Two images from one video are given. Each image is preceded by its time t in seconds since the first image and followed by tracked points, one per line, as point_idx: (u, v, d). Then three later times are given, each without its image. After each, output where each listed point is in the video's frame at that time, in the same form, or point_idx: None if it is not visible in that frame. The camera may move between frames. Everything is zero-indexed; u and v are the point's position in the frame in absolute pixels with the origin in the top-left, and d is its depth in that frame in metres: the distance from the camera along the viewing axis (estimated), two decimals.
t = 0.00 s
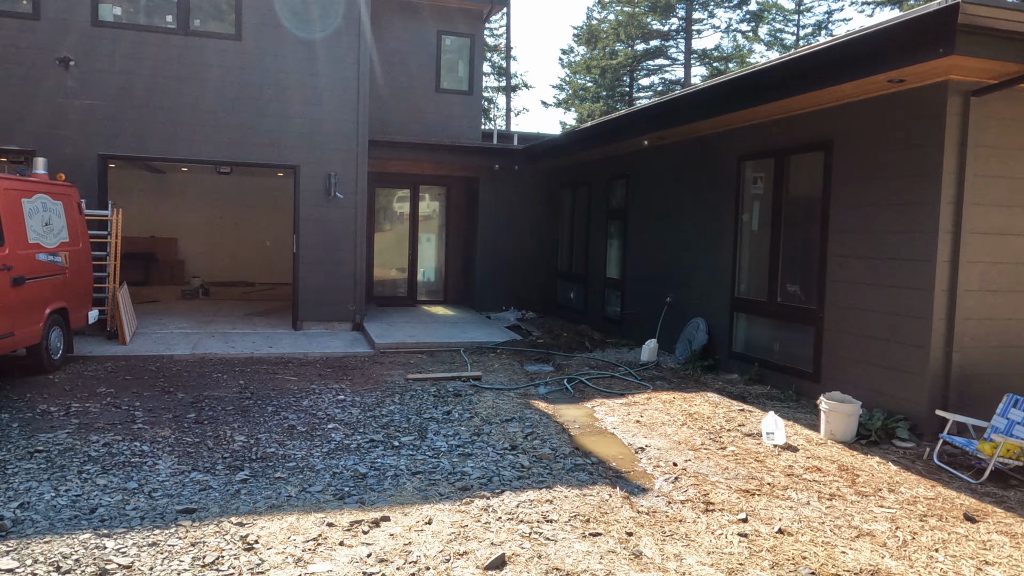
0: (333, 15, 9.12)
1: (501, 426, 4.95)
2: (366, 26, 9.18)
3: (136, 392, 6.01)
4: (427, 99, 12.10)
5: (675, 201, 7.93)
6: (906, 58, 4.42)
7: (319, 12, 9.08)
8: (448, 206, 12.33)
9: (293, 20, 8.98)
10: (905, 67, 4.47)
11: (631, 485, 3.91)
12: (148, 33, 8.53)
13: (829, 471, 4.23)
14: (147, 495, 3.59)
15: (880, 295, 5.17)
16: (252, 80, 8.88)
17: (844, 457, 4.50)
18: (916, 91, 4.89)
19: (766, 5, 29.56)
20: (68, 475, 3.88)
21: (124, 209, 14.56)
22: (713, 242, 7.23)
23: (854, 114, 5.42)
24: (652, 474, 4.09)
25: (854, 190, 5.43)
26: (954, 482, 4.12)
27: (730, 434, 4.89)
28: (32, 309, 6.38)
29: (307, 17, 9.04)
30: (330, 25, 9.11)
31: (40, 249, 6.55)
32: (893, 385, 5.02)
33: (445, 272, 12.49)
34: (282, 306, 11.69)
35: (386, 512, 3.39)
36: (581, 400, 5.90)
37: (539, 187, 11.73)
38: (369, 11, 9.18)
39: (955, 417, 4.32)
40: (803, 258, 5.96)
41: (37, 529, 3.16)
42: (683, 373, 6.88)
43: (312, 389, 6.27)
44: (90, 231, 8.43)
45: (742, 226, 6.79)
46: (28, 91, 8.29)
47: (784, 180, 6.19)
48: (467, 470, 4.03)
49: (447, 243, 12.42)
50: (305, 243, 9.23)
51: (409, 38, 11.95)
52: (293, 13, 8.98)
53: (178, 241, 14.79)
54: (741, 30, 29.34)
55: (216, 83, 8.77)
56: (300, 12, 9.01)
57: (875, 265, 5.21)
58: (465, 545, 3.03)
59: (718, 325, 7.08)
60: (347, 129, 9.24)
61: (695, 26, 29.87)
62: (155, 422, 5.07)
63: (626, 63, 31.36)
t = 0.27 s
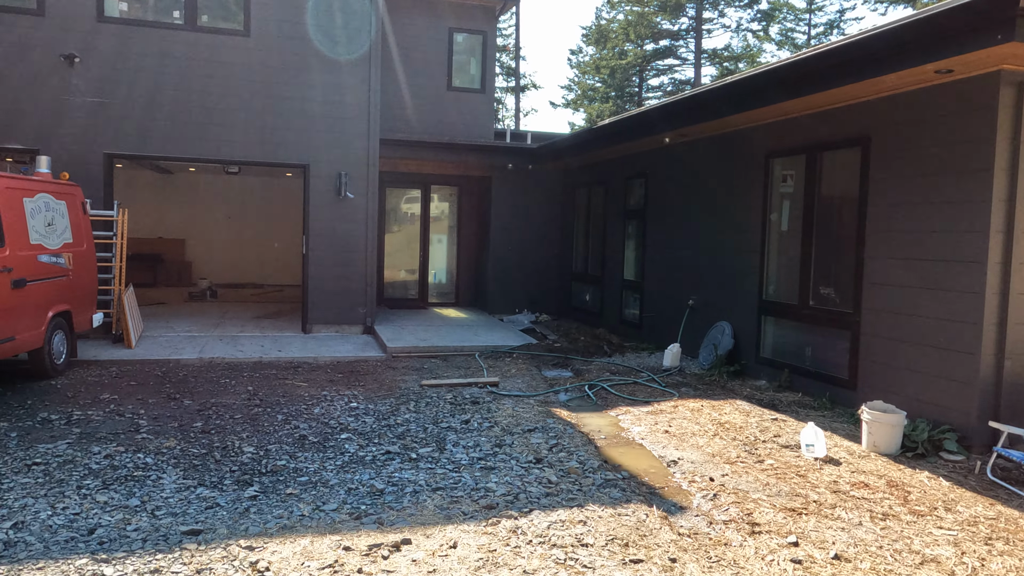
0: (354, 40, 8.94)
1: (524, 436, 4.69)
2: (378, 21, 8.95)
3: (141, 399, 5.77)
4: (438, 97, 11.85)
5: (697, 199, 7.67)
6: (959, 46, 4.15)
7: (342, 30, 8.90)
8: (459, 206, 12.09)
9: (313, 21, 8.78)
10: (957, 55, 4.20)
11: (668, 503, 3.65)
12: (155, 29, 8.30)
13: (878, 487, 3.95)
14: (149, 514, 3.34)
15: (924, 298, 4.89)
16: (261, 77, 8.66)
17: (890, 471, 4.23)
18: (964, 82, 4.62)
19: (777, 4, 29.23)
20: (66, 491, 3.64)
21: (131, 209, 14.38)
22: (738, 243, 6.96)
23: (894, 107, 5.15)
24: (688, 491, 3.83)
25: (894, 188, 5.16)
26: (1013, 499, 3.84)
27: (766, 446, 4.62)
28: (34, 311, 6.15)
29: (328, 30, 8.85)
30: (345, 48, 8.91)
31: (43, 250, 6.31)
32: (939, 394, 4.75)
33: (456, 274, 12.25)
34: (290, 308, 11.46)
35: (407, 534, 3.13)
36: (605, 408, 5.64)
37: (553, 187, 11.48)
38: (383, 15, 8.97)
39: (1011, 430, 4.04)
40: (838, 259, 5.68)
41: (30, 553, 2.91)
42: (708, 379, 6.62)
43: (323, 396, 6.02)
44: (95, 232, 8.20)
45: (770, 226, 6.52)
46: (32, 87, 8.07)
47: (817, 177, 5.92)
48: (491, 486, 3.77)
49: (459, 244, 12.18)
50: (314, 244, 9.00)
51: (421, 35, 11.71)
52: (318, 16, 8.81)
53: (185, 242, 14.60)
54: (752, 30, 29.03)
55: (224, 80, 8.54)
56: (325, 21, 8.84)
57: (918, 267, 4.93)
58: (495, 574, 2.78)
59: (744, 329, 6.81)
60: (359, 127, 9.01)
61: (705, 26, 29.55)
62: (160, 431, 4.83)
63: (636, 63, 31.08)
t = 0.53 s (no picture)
0: (351, 37, 8.66)
1: (550, 449, 4.40)
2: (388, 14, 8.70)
3: (144, 406, 5.52)
4: (450, 93, 11.58)
5: (723, 198, 7.37)
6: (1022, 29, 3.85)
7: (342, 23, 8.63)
8: (471, 205, 11.81)
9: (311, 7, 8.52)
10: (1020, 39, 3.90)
11: (712, 525, 3.36)
12: (160, 22, 8.05)
13: (937, 507, 3.65)
14: (149, 538, 3.07)
15: (977, 302, 4.59)
16: (269, 72, 8.40)
17: (947, 489, 3.92)
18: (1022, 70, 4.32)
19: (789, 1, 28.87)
20: (61, 510, 3.37)
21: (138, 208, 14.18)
22: (768, 243, 6.65)
23: (942, 99, 4.85)
24: (732, 511, 3.54)
25: (942, 184, 4.85)
26: None
27: (809, 461, 4.32)
28: (33, 314, 5.89)
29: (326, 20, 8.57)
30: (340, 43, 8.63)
31: (43, 250, 6.05)
32: (994, 404, 4.44)
33: (468, 274, 11.97)
34: (299, 310, 11.20)
35: (431, 564, 2.85)
36: (632, 417, 5.35)
37: (568, 185, 11.20)
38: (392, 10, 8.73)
39: None
40: (879, 260, 5.38)
41: None
42: (737, 386, 6.31)
43: (335, 403, 5.75)
44: (99, 231, 7.96)
45: (803, 225, 6.22)
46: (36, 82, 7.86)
47: (855, 174, 5.62)
48: (519, 506, 3.48)
49: (471, 244, 11.90)
50: (324, 244, 8.74)
51: (432, 30, 11.44)
52: (317, 3, 8.54)
53: (193, 242, 14.37)
54: (764, 28, 28.68)
55: (233, 74, 8.29)
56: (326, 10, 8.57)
57: (970, 268, 4.62)
58: None
59: (774, 333, 6.50)
60: (370, 123, 8.76)
61: (716, 24, 29.19)
62: (164, 442, 4.56)
63: (646, 62, 30.74)
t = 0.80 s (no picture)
0: (361, 39, 8.42)
1: (578, 466, 4.14)
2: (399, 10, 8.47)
3: (148, 417, 5.27)
4: (461, 92, 11.32)
5: (748, 198, 7.09)
6: None
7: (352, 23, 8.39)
8: (483, 207, 11.56)
9: (322, 4, 8.28)
10: None
11: (761, 555, 3.09)
12: (166, 18, 7.81)
13: (1001, 533, 3.38)
14: (151, 571, 2.82)
15: None
16: (278, 70, 8.15)
17: (1008, 512, 3.64)
18: None
19: None
20: (57, 537, 3.12)
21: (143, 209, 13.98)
22: (796, 246, 6.39)
23: (991, 95, 4.57)
24: (780, 538, 3.27)
25: (991, 185, 4.58)
26: None
27: (854, 480, 4.05)
28: (33, 321, 5.65)
29: (336, 20, 8.34)
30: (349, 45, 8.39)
31: (43, 254, 5.80)
32: None
33: (480, 277, 11.73)
34: (307, 313, 10.96)
35: None
36: (659, 430, 5.09)
37: (582, 186, 10.93)
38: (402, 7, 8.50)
39: None
40: (921, 265, 5.11)
41: None
42: (767, 396, 6.04)
43: (347, 414, 5.49)
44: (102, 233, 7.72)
45: (835, 228, 5.94)
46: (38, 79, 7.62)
47: (893, 174, 5.35)
48: (551, 532, 3.22)
49: (482, 246, 11.65)
50: (334, 246, 8.51)
51: (443, 27, 11.18)
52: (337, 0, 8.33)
53: (199, 243, 14.16)
54: (774, 27, 28.36)
55: (240, 72, 8.04)
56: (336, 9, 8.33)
57: None
58: None
59: (805, 340, 6.23)
60: (381, 122, 8.52)
61: (726, 23, 28.87)
62: (168, 458, 4.31)
63: (654, 61, 30.43)
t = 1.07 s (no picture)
0: (372, 40, 8.19)
1: (609, 478, 3.87)
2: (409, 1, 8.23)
3: (153, 423, 5.03)
4: (473, 87, 11.07)
5: (776, 195, 6.81)
6: None
7: (364, 22, 8.15)
8: (495, 204, 11.30)
9: None
10: None
11: None
12: (172, 10, 7.57)
13: None
14: None
15: None
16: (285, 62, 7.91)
17: None
18: None
19: None
20: (50, 558, 2.87)
21: (150, 206, 13.79)
22: (828, 244, 6.11)
23: None
24: (837, 561, 3.00)
25: None
26: None
27: (906, 494, 3.77)
28: (32, 321, 5.40)
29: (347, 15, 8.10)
30: (355, 44, 8.14)
31: (43, 252, 5.57)
32: None
33: (492, 277, 11.47)
34: (316, 313, 10.72)
35: None
36: (690, 438, 4.82)
37: (597, 184, 10.67)
38: None
39: None
40: (968, 264, 4.83)
41: None
42: (799, 401, 5.76)
43: (360, 420, 5.24)
44: (107, 231, 7.49)
45: (872, 225, 5.67)
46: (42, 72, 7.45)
47: (937, 167, 5.06)
48: (587, 554, 2.96)
49: (495, 245, 11.39)
50: (344, 245, 8.28)
51: (455, 21, 10.95)
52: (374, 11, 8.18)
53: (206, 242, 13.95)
54: (784, 24, 28.02)
55: (248, 65, 7.81)
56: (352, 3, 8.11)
57: None
58: None
59: (838, 342, 5.95)
60: (392, 117, 8.28)
61: (736, 21, 28.54)
62: (172, 468, 4.06)
63: (663, 59, 30.11)
